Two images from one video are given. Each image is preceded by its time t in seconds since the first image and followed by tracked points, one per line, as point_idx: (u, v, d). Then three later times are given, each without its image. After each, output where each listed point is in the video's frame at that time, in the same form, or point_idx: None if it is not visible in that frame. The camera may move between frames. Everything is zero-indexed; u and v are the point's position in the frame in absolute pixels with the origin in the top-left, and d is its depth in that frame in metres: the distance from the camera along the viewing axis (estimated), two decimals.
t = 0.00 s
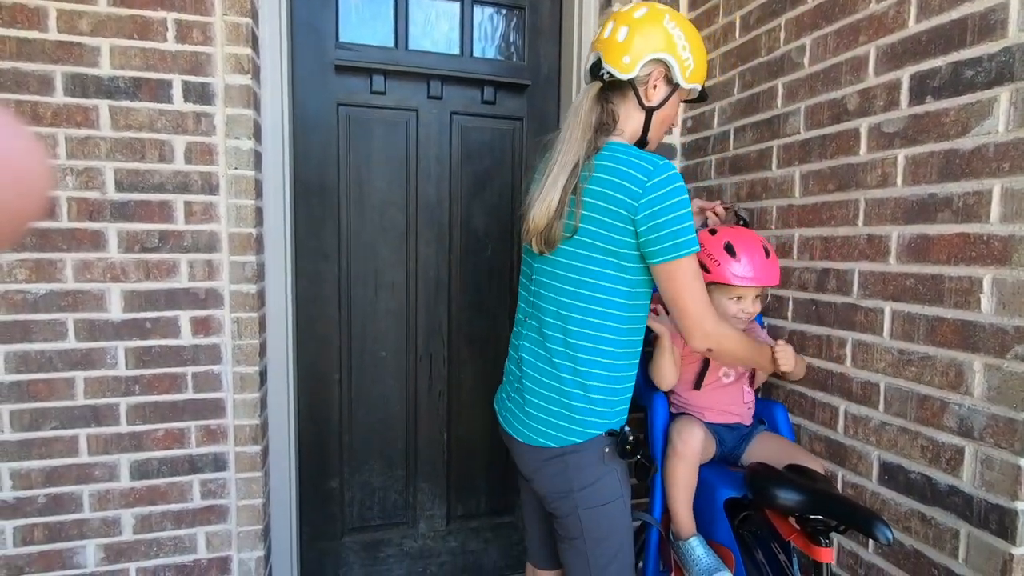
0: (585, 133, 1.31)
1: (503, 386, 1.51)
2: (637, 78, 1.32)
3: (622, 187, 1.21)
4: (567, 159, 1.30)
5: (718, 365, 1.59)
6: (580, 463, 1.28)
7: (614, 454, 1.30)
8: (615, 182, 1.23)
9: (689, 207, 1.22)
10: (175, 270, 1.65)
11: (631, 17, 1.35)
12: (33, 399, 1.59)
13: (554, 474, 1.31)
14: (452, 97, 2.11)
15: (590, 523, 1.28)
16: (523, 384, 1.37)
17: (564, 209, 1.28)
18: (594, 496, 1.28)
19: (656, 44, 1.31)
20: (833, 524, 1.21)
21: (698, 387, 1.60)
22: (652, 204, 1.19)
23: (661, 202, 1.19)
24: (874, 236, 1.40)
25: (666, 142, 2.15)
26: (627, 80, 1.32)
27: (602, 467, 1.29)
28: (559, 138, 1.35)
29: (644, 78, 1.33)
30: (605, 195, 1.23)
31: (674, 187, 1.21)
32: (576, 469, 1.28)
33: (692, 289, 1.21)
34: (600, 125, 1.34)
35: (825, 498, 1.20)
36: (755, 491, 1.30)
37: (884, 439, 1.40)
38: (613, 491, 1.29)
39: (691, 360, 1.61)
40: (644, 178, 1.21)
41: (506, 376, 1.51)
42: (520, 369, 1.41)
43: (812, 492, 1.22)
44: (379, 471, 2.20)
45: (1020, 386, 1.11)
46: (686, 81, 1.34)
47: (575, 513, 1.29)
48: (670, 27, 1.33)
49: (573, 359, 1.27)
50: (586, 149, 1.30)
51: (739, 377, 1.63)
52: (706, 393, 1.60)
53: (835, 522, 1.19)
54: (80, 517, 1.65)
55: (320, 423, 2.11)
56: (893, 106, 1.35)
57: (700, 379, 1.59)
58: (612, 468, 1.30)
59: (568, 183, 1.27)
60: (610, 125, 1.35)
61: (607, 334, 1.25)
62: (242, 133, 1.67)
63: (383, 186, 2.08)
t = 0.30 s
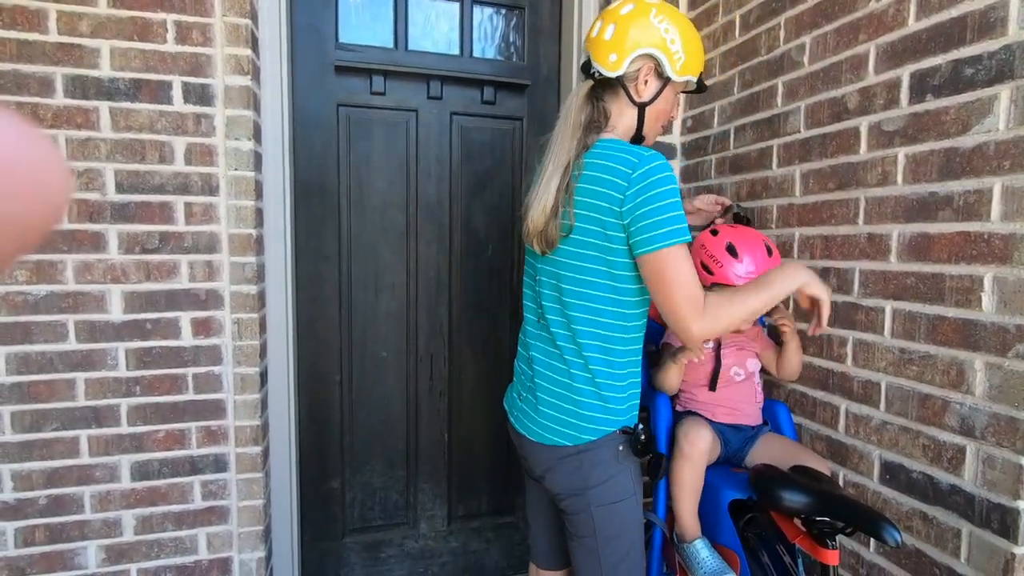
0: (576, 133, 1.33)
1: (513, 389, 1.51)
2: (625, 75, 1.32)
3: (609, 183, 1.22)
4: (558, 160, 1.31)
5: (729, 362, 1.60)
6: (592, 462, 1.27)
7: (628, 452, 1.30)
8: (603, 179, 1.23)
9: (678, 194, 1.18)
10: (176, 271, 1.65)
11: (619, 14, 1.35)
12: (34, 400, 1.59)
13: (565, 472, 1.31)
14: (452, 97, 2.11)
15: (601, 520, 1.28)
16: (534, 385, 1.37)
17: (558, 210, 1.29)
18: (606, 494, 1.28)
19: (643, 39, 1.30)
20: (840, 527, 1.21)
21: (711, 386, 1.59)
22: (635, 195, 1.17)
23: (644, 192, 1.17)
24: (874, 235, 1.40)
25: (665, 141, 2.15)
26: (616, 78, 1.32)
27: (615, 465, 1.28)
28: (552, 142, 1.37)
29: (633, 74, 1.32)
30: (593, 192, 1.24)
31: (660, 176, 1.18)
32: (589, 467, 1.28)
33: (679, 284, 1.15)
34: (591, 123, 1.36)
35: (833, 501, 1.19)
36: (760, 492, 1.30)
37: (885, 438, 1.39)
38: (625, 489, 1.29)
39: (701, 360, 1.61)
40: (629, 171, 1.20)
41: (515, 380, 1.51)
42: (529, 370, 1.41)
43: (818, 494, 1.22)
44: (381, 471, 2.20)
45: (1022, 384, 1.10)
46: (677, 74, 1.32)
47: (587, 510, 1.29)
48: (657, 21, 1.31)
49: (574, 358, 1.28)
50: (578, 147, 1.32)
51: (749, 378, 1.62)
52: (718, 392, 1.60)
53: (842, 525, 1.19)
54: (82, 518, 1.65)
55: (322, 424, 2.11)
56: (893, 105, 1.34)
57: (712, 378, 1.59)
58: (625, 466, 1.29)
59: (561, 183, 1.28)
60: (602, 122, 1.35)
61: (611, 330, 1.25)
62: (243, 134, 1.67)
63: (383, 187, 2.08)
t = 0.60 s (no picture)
0: (559, 132, 1.34)
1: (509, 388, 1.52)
2: (605, 72, 1.32)
3: (598, 174, 1.22)
4: (543, 159, 1.32)
5: (720, 361, 1.66)
6: (586, 461, 1.28)
7: (621, 452, 1.29)
8: (591, 171, 1.23)
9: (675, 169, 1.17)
10: (164, 272, 1.64)
11: (598, 10, 1.34)
12: (20, 403, 1.57)
13: (560, 471, 1.31)
14: (443, 96, 2.10)
15: (595, 519, 1.28)
16: (528, 383, 1.37)
17: (543, 209, 1.29)
18: (599, 494, 1.27)
19: (622, 34, 1.30)
20: (829, 523, 1.22)
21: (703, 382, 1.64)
22: (632, 181, 1.18)
23: (638, 177, 1.17)
24: (864, 233, 1.41)
25: (657, 140, 2.15)
26: (596, 74, 1.33)
27: (609, 464, 1.28)
28: (537, 141, 1.38)
29: (614, 71, 1.32)
30: (582, 187, 1.24)
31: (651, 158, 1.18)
32: (583, 466, 1.28)
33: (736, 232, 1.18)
34: (573, 120, 1.35)
35: (822, 497, 1.20)
36: (749, 489, 1.30)
37: (876, 435, 1.40)
38: (618, 489, 1.28)
39: (692, 358, 1.67)
40: (617, 160, 1.20)
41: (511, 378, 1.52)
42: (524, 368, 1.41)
43: (807, 491, 1.22)
44: (374, 472, 2.19)
45: (1010, 381, 1.11)
46: (658, 68, 1.31)
47: (580, 510, 1.29)
48: (636, 15, 1.31)
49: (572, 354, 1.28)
50: (561, 146, 1.32)
51: (741, 377, 1.67)
52: (709, 389, 1.65)
53: (831, 521, 1.20)
54: (69, 522, 1.63)
55: (313, 425, 2.10)
56: (882, 103, 1.35)
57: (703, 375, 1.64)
58: (619, 466, 1.29)
59: (546, 181, 1.30)
60: (586, 120, 1.35)
61: (604, 324, 1.26)
62: (231, 133, 1.65)
63: (374, 186, 2.07)
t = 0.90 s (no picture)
0: (529, 130, 1.33)
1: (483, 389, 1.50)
2: (575, 69, 1.32)
3: (567, 170, 1.22)
4: (515, 157, 1.31)
5: (692, 358, 1.67)
6: (564, 459, 1.27)
7: (598, 449, 1.29)
8: (560, 167, 1.23)
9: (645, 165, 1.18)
10: (124, 273, 1.59)
11: (567, 7, 1.35)
12: None
13: (537, 470, 1.30)
14: (414, 93, 2.08)
15: (573, 518, 1.27)
16: (503, 383, 1.36)
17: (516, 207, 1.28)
18: (578, 492, 1.27)
19: (592, 31, 1.30)
20: (800, 516, 1.24)
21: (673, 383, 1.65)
22: (602, 173, 1.18)
23: (608, 170, 1.17)
24: (831, 229, 1.43)
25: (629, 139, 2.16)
26: (566, 72, 1.33)
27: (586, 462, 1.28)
28: (508, 138, 1.37)
29: (584, 68, 1.32)
30: (553, 184, 1.23)
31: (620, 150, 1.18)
32: (561, 465, 1.27)
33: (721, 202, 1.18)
34: (544, 118, 1.35)
35: (794, 492, 1.21)
36: (722, 485, 1.31)
37: (843, 428, 1.43)
38: (596, 486, 1.28)
39: (662, 356, 1.68)
40: (585, 155, 1.20)
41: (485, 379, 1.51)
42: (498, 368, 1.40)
43: (779, 486, 1.24)
44: (346, 475, 2.15)
45: (970, 373, 1.14)
46: (628, 65, 1.31)
47: (559, 509, 1.28)
48: (604, 13, 1.31)
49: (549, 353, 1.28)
50: (532, 144, 1.32)
51: (712, 374, 1.68)
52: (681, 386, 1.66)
53: (802, 514, 1.21)
54: (24, 535, 1.57)
55: (283, 429, 2.06)
56: (847, 102, 1.38)
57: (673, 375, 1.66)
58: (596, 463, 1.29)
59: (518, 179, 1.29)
60: (557, 117, 1.34)
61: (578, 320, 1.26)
62: (194, 129, 1.61)
63: (345, 184, 2.04)
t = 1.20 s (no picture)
0: (503, 125, 1.33)
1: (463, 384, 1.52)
2: (549, 62, 1.32)
3: (538, 165, 1.22)
4: (490, 151, 1.32)
5: (671, 352, 1.69)
6: (542, 453, 1.28)
7: (577, 442, 1.30)
8: (531, 162, 1.23)
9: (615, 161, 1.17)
10: (91, 271, 1.54)
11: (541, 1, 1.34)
12: None
13: (516, 464, 1.30)
14: (390, 87, 2.06)
15: (553, 511, 1.28)
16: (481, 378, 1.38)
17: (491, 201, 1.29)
18: (558, 485, 1.28)
19: (565, 25, 1.30)
20: (775, 504, 1.26)
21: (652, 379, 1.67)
22: (569, 166, 1.17)
23: (576, 162, 1.17)
24: (803, 223, 1.46)
25: (606, 134, 2.17)
26: (540, 65, 1.33)
27: (565, 456, 1.29)
28: (483, 133, 1.37)
29: (558, 61, 1.32)
30: (526, 179, 1.24)
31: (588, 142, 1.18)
32: (540, 459, 1.28)
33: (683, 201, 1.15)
34: (518, 112, 1.35)
35: (768, 480, 1.24)
36: (699, 475, 1.33)
37: (816, 417, 1.46)
38: (575, 479, 1.29)
39: (642, 351, 1.70)
40: (555, 149, 1.20)
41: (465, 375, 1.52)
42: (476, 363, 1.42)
43: (753, 475, 1.26)
44: (325, 474, 2.13)
45: (937, 362, 1.17)
46: (602, 58, 1.32)
47: (539, 502, 1.28)
48: (577, 6, 1.31)
49: (525, 349, 1.28)
50: (506, 139, 1.32)
51: (690, 367, 1.71)
52: (660, 379, 1.69)
53: (777, 502, 1.24)
54: None
55: (259, 428, 2.03)
56: (818, 97, 1.40)
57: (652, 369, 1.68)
58: (575, 456, 1.30)
59: (492, 173, 1.29)
60: (531, 111, 1.35)
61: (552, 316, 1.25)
62: (162, 123, 1.57)
63: (320, 179, 2.01)
